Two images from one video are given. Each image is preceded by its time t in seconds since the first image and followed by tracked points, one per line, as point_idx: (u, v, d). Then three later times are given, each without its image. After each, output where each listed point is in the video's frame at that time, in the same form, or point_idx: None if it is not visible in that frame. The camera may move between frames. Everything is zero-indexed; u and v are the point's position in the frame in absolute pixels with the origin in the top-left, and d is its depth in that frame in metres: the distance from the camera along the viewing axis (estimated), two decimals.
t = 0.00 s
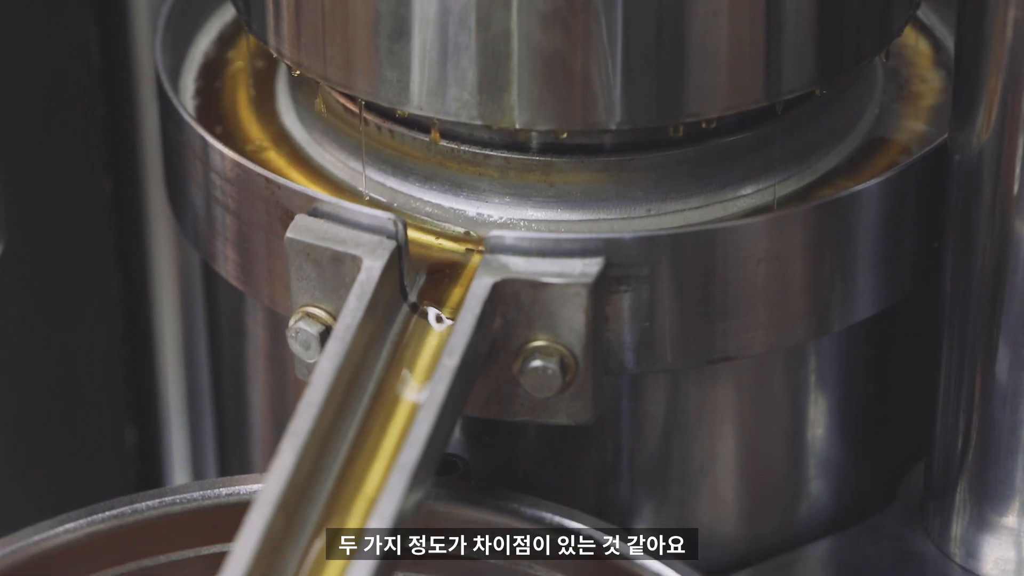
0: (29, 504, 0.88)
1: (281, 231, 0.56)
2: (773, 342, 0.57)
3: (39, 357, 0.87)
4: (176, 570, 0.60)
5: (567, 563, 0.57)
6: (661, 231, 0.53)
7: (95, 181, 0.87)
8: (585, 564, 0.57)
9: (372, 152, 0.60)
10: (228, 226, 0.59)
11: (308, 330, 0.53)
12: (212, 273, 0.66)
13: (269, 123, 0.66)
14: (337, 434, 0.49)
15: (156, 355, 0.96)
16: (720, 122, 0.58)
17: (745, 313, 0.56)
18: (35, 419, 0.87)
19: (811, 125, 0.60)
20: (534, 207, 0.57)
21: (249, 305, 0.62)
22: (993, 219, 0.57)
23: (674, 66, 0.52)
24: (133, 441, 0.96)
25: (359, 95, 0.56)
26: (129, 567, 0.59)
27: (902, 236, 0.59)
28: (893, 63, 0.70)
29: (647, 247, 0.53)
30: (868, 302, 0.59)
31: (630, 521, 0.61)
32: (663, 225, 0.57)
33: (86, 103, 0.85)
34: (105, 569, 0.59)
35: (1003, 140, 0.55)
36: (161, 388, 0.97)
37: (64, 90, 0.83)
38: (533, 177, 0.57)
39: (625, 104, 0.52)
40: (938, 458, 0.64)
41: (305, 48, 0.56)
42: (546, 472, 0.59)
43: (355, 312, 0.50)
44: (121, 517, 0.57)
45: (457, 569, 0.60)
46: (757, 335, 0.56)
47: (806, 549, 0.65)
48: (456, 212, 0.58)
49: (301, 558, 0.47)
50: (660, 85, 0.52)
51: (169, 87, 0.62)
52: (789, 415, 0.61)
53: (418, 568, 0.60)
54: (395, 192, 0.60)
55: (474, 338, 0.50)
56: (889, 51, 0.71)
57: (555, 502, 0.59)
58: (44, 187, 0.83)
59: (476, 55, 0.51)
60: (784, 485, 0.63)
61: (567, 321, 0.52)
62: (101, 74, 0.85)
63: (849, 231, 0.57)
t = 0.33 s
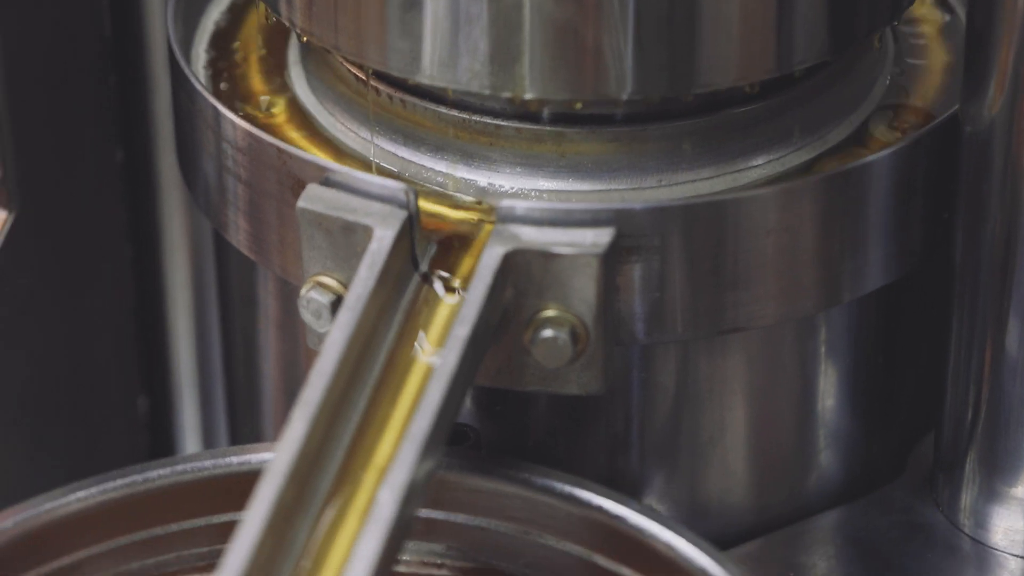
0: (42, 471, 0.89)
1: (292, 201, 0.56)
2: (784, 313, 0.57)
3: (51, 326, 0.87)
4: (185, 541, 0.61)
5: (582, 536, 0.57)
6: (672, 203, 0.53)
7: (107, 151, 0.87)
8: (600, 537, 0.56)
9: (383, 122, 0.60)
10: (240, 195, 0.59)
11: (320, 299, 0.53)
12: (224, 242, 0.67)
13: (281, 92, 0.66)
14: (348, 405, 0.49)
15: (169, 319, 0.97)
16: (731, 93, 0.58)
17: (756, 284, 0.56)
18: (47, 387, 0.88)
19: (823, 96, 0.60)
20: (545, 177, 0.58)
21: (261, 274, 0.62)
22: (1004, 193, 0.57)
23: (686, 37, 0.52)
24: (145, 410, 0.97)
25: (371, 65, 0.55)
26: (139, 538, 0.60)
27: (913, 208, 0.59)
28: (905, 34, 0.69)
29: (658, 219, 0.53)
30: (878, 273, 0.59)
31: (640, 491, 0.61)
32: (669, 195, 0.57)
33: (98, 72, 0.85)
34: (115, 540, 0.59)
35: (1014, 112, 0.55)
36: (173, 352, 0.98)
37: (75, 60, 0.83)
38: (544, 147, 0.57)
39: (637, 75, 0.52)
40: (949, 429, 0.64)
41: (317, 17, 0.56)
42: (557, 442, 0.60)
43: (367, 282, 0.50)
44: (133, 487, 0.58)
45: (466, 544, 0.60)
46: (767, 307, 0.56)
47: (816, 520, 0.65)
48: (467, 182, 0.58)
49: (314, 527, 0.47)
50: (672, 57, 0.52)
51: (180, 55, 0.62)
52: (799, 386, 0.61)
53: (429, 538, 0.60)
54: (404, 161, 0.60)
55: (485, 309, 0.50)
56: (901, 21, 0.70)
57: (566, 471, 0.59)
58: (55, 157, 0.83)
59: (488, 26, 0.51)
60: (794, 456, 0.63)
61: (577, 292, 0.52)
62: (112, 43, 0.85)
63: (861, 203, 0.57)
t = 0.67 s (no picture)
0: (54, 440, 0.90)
1: (308, 173, 0.57)
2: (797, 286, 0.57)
3: (63, 296, 0.88)
4: (201, 511, 0.61)
5: (591, 507, 0.57)
6: (687, 175, 0.53)
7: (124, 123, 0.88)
8: (607, 509, 0.56)
9: (400, 95, 0.60)
10: (256, 168, 0.60)
11: (336, 272, 0.54)
12: (239, 214, 0.67)
13: (296, 65, 0.66)
14: (363, 376, 0.49)
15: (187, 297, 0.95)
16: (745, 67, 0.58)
17: (770, 258, 0.56)
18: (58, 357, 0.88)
19: (836, 71, 0.60)
20: (562, 150, 0.57)
21: (277, 246, 0.62)
22: (1017, 163, 0.58)
23: (701, 11, 0.52)
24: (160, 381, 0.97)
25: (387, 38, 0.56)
26: (156, 507, 0.59)
27: (926, 182, 0.59)
28: (918, 7, 0.69)
29: (673, 192, 0.53)
30: (892, 246, 0.59)
31: (653, 464, 0.61)
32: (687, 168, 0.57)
33: (115, 45, 0.85)
34: (132, 511, 0.59)
35: None
36: (188, 327, 0.96)
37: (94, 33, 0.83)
38: (559, 121, 0.57)
39: (652, 48, 0.52)
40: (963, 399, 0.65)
41: None
42: (571, 414, 0.60)
43: (383, 254, 0.50)
44: (150, 458, 0.58)
45: (481, 516, 0.60)
46: (780, 280, 0.57)
47: (829, 492, 0.65)
48: (482, 157, 0.58)
49: (326, 500, 0.47)
50: (686, 30, 0.52)
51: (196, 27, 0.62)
52: (812, 359, 0.61)
53: (444, 509, 0.60)
54: (423, 137, 0.59)
55: (501, 281, 0.51)
56: None
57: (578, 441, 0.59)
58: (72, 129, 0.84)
59: None
60: (807, 429, 0.63)
61: (592, 266, 0.53)
62: (129, 15, 0.85)
63: (875, 177, 0.56)
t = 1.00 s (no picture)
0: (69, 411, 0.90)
1: (326, 149, 0.57)
2: (812, 262, 0.57)
3: (77, 270, 0.88)
4: (219, 486, 0.61)
5: (609, 483, 0.57)
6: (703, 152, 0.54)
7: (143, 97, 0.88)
8: (625, 483, 0.57)
9: (417, 71, 0.60)
10: (274, 142, 0.60)
11: (353, 246, 0.54)
12: (256, 189, 0.67)
13: (313, 38, 0.66)
14: (382, 351, 0.50)
15: (201, 270, 0.95)
16: (761, 45, 0.59)
17: (786, 233, 0.56)
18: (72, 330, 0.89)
19: (849, 50, 0.61)
20: (578, 126, 0.57)
21: (295, 222, 0.63)
22: None
23: None
24: (177, 355, 0.98)
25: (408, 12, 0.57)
26: (174, 481, 0.60)
27: (942, 159, 0.59)
28: None
29: (688, 167, 0.54)
30: (907, 222, 0.59)
31: (669, 439, 0.61)
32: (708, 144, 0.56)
33: (135, 19, 0.85)
34: (150, 484, 0.59)
35: None
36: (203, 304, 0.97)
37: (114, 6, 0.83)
38: (576, 97, 0.58)
39: (668, 25, 0.53)
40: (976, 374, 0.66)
41: None
42: (587, 389, 0.60)
43: (401, 228, 0.51)
44: (168, 432, 0.58)
45: (497, 489, 0.59)
46: (795, 255, 0.57)
47: (844, 469, 0.65)
48: (501, 132, 0.58)
49: (342, 475, 0.47)
50: (702, 8, 0.53)
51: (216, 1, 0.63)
52: (828, 334, 0.61)
53: (462, 484, 0.59)
54: (440, 113, 0.59)
55: (520, 253, 0.51)
56: None
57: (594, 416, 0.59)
58: (90, 104, 0.84)
59: None
60: (821, 406, 0.63)
61: (609, 239, 0.53)
62: None
63: (890, 153, 0.57)
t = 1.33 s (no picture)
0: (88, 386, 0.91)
1: (346, 124, 0.57)
2: (832, 239, 0.57)
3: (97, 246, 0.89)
4: (238, 460, 0.61)
5: (627, 458, 0.57)
6: (723, 129, 0.53)
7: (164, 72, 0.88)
8: (643, 459, 0.57)
9: (436, 46, 0.60)
10: (294, 118, 0.60)
11: (373, 221, 0.54)
12: (276, 164, 0.67)
13: (334, 11, 0.66)
14: (401, 325, 0.50)
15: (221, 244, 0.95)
16: (783, 20, 0.58)
17: (807, 211, 0.56)
18: (91, 305, 0.90)
19: (869, 28, 0.61)
20: (598, 102, 0.57)
21: (314, 197, 0.63)
22: None
23: None
24: (196, 330, 0.98)
25: None
26: (194, 455, 0.60)
27: (963, 136, 0.59)
28: None
29: (708, 143, 0.53)
30: (928, 199, 0.59)
31: (688, 415, 0.61)
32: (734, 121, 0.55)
33: None
34: (169, 458, 0.60)
35: None
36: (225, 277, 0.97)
37: None
38: (596, 72, 0.57)
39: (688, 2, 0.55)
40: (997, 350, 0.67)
41: None
42: (606, 366, 0.60)
43: (420, 203, 0.51)
44: (188, 406, 0.59)
45: (517, 464, 0.59)
46: (816, 232, 0.57)
47: (863, 446, 0.65)
48: (522, 107, 0.57)
49: (361, 451, 0.47)
50: None
51: None
52: (847, 311, 0.61)
53: (483, 459, 0.59)
54: (461, 88, 0.59)
55: (541, 228, 0.51)
56: None
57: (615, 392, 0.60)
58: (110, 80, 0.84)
59: None
60: (840, 383, 0.63)
61: (628, 215, 0.53)
62: None
63: (911, 130, 0.57)
